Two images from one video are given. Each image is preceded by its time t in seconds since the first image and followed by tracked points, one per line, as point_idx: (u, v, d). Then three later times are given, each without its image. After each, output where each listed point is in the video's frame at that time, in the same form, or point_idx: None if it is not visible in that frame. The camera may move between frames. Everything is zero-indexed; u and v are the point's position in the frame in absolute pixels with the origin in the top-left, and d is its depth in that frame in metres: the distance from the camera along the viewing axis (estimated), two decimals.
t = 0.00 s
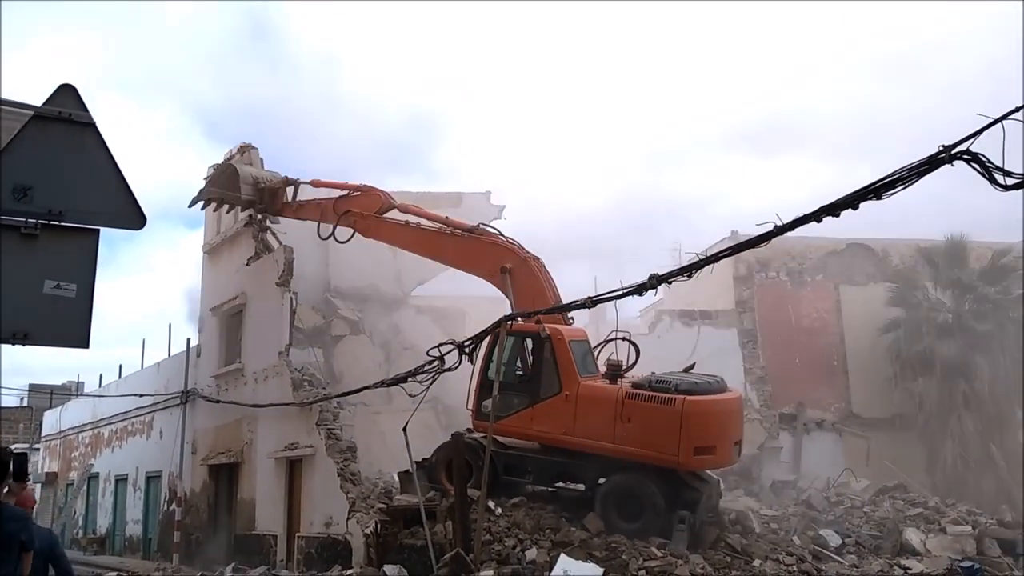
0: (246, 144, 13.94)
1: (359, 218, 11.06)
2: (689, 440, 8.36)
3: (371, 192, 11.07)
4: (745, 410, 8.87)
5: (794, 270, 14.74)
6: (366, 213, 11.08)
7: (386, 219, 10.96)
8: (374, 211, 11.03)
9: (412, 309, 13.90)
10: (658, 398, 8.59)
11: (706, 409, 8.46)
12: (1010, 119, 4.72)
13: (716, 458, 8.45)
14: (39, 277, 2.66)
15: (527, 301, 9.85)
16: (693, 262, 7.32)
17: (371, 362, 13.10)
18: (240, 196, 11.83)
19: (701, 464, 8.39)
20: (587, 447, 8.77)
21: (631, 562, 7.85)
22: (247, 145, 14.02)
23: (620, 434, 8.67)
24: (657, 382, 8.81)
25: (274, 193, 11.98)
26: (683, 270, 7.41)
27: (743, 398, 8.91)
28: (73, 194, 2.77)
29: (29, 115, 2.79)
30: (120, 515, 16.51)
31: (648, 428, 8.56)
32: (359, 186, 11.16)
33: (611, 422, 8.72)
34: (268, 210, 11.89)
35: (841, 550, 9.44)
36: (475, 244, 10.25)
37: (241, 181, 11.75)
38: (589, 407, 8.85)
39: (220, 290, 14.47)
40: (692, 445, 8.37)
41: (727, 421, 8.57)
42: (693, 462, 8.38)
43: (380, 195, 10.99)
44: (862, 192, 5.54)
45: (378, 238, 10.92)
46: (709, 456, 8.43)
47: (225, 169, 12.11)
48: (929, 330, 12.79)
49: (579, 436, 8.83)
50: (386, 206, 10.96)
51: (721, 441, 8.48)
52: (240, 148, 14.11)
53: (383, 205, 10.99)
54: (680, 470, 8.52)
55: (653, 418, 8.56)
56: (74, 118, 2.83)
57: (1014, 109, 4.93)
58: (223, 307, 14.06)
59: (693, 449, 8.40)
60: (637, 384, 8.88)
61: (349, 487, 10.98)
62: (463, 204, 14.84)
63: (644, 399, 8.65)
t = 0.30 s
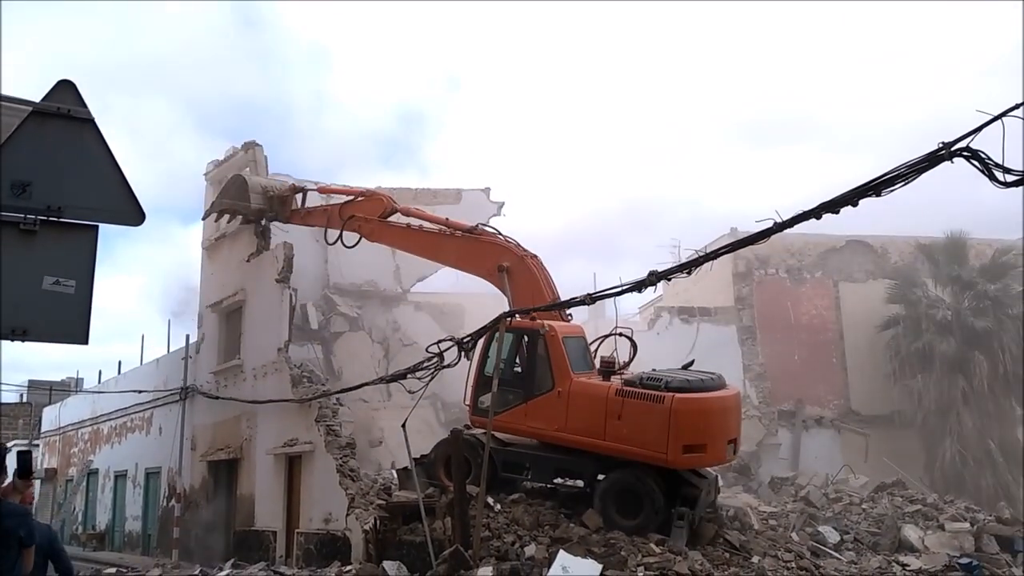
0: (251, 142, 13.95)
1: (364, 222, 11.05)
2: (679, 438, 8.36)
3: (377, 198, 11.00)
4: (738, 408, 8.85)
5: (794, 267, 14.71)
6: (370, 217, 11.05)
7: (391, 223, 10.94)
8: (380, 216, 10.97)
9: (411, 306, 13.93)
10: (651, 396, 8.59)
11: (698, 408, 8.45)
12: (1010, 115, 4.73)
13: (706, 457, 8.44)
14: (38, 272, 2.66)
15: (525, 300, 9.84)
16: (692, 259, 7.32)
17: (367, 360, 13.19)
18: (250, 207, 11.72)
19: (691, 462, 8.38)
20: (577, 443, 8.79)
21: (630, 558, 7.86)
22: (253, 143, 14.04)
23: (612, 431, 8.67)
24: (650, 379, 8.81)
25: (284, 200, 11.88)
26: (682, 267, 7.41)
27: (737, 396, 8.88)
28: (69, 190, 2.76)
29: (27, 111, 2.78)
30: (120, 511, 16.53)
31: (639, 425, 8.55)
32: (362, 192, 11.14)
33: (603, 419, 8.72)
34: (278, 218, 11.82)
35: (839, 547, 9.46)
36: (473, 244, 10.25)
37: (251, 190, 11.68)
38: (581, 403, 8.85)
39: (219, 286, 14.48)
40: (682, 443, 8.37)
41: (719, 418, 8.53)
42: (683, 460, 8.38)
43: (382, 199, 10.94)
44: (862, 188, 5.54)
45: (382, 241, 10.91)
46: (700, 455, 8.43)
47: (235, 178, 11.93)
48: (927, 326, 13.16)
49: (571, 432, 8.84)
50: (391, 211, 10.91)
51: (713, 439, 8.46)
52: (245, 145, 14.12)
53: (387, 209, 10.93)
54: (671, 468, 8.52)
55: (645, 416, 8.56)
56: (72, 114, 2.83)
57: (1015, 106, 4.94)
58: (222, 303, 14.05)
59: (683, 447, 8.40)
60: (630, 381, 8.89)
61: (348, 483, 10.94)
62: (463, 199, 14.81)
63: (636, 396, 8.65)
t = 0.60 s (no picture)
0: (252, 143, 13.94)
1: (365, 222, 11.04)
2: (679, 438, 8.35)
3: (377, 198, 11.00)
4: (738, 408, 8.84)
5: (794, 268, 14.70)
6: (370, 218, 11.05)
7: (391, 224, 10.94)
8: (380, 216, 10.96)
9: (412, 306, 13.93)
10: (651, 396, 8.59)
11: (698, 408, 8.44)
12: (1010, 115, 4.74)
13: (706, 457, 8.43)
14: (39, 273, 2.65)
15: (526, 300, 9.83)
16: (692, 260, 7.31)
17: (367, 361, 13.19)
18: (251, 208, 11.72)
19: (691, 462, 8.38)
20: (577, 443, 8.79)
21: (631, 559, 7.85)
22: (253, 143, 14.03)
23: (611, 431, 8.67)
24: (649, 379, 8.81)
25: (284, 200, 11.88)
26: (683, 268, 7.40)
27: (737, 396, 8.87)
28: (70, 191, 2.76)
29: (27, 112, 2.78)
30: (120, 511, 16.53)
31: (639, 425, 8.55)
32: (363, 192, 11.13)
33: (602, 419, 8.72)
34: (278, 219, 11.82)
35: (840, 548, 9.43)
36: (474, 245, 10.24)
37: (251, 190, 11.68)
38: (581, 404, 8.86)
39: (220, 287, 14.48)
40: (682, 443, 8.36)
41: (719, 418, 8.52)
42: (683, 461, 8.37)
43: (382, 199, 10.94)
44: (863, 189, 5.53)
45: (383, 242, 10.91)
46: (700, 455, 8.42)
47: (235, 178, 11.92)
48: (928, 326, 13.23)
49: (570, 433, 8.85)
50: (391, 211, 10.90)
51: (713, 439, 8.45)
52: (246, 146, 14.12)
53: (387, 209, 10.92)
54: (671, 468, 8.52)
55: (644, 416, 8.56)
56: (73, 115, 2.83)
57: (1015, 106, 4.94)
58: (222, 304, 14.04)
59: (683, 448, 8.39)
60: (630, 381, 8.89)
61: (349, 484, 10.91)
62: (462, 199, 14.79)
63: (636, 396, 8.65)
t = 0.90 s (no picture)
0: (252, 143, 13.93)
1: (364, 223, 11.03)
2: (679, 439, 8.35)
3: (377, 198, 10.99)
4: (739, 408, 8.83)
5: (794, 269, 14.70)
6: (370, 218, 11.03)
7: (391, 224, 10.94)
8: (380, 216, 10.97)
9: (412, 307, 13.94)
10: (651, 397, 8.58)
11: (698, 408, 8.44)
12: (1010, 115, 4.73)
13: (706, 458, 8.43)
14: (39, 273, 2.65)
15: (526, 300, 9.83)
16: (692, 261, 7.31)
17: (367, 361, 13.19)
18: (251, 208, 11.72)
19: (691, 463, 8.38)
20: (577, 443, 8.79)
21: (631, 560, 7.84)
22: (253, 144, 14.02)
23: (611, 432, 8.67)
24: (650, 380, 8.80)
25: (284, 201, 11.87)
26: (683, 269, 7.39)
27: (737, 396, 8.86)
28: (69, 191, 2.76)
29: (28, 112, 2.78)
30: (120, 512, 16.53)
31: (639, 426, 8.55)
32: (363, 193, 11.12)
33: (602, 420, 8.72)
34: (279, 219, 11.82)
35: (841, 548, 9.42)
36: (474, 246, 10.24)
37: (251, 191, 11.68)
38: (581, 404, 8.85)
39: (220, 287, 14.48)
40: (682, 444, 8.36)
41: (720, 419, 8.52)
42: (684, 461, 8.37)
43: (382, 199, 10.94)
44: (863, 189, 5.53)
45: (383, 243, 10.90)
46: (700, 455, 8.41)
47: (235, 178, 11.92)
48: (928, 327, 13.25)
49: (570, 434, 8.84)
50: (392, 211, 10.90)
51: (713, 440, 8.45)
52: (246, 146, 14.11)
53: (387, 209, 10.92)
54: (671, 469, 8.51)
55: (645, 416, 8.55)
56: (73, 115, 2.84)
57: (1015, 107, 4.94)
58: (222, 305, 14.04)
59: (683, 448, 8.39)
60: (631, 382, 8.88)
61: (349, 484, 10.90)
62: (463, 200, 14.79)
63: (636, 397, 8.65)
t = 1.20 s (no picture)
0: (252, 143, 13.93)
1: (364, 223, 11.03)
2: (679, 439, 8.35)
3: (377, 198, 10.98)
4: (739, 409, 8.82)
5: (794, 269, 14.71)
6: (370, 219, 11.03)
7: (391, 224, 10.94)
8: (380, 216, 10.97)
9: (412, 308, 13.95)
10: (651, 397, 8.58)
11: (697, 409, 8.44)
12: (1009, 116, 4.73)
13: (706, 458, 8.43)
14: (39, 274, 2.64)
15: (526, 300, 9.84)
16: (691, 261, 7.31)
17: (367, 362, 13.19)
18: (250, 208, 11.72)
19: (691, 463, 8.38)
20: (576, 443, 8.79)
21: (631, 560, 7.84)
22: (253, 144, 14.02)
23: (611, 432, 8.67)
24: (650, 380, 8.80)
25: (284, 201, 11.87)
26: (683, 269, 7.39)
27: (737, 396, 8.86)
28: (68, 192, 2.77)
29: (28, 113, 2.79)
30: (120, 512, 16.53)
31: (639, 426, 8.55)
32: (363, 193, 11.11)
33: (602, 420, 8.72)
34: (278, 219, 11.82)
35: (840, 549, 9.42)
36: (474, 246, 10.24)
37: (251, 191, 11.69)
38: (581, 404, 8.85)
39: (220, 287, 14.48)
40: (682, 444, 8.36)
41: (720, 420, 8.52)
42: (683, 462, 8.37)
43: (382, 199, 10.94)
44: (863, 190, 5.53)
45: (383, 243, 10.90)
46: (700, 456, 8.41)
47: (235, 179, 11.92)
48: (928, 327, 13.27)
49: (570, 434, 8.85)
50: (392, 211, 10.90)
51: (713, 440, 8.44)
52: (246, 147, 14.11)
53: (387, 209, 10.92)
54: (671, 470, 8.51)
55: (645, 417, 8.55)
56: (73, 116, 2.84)
57: (1015, 108, 4.94)
58: (222, 305, 14.04)
59: (683, 449, 8.39)
60: (630, 382, 8.88)
61: (349, 485, 10.91)
62: (463, 200, 14.80)
63: (636, 397, 8.65)
